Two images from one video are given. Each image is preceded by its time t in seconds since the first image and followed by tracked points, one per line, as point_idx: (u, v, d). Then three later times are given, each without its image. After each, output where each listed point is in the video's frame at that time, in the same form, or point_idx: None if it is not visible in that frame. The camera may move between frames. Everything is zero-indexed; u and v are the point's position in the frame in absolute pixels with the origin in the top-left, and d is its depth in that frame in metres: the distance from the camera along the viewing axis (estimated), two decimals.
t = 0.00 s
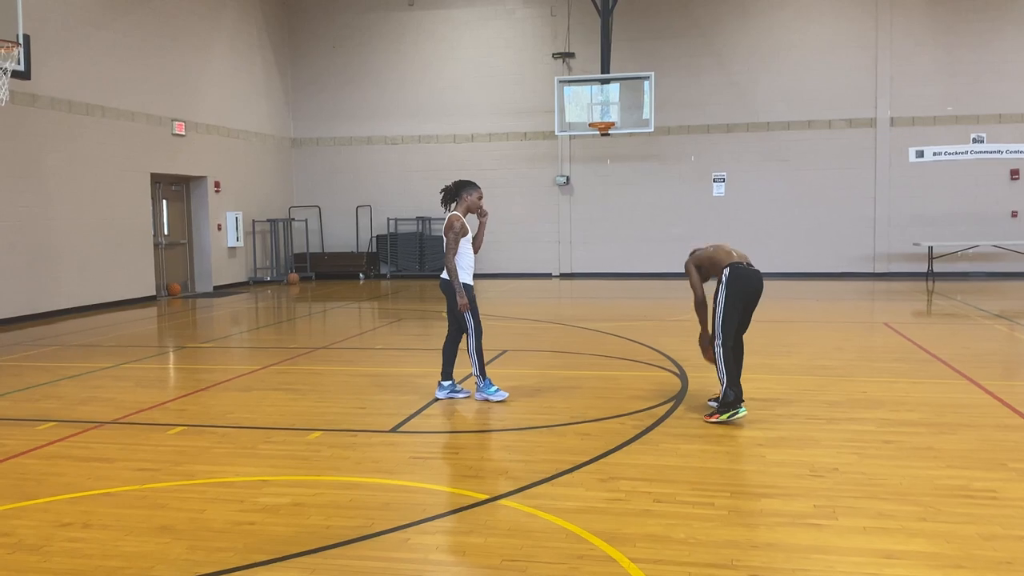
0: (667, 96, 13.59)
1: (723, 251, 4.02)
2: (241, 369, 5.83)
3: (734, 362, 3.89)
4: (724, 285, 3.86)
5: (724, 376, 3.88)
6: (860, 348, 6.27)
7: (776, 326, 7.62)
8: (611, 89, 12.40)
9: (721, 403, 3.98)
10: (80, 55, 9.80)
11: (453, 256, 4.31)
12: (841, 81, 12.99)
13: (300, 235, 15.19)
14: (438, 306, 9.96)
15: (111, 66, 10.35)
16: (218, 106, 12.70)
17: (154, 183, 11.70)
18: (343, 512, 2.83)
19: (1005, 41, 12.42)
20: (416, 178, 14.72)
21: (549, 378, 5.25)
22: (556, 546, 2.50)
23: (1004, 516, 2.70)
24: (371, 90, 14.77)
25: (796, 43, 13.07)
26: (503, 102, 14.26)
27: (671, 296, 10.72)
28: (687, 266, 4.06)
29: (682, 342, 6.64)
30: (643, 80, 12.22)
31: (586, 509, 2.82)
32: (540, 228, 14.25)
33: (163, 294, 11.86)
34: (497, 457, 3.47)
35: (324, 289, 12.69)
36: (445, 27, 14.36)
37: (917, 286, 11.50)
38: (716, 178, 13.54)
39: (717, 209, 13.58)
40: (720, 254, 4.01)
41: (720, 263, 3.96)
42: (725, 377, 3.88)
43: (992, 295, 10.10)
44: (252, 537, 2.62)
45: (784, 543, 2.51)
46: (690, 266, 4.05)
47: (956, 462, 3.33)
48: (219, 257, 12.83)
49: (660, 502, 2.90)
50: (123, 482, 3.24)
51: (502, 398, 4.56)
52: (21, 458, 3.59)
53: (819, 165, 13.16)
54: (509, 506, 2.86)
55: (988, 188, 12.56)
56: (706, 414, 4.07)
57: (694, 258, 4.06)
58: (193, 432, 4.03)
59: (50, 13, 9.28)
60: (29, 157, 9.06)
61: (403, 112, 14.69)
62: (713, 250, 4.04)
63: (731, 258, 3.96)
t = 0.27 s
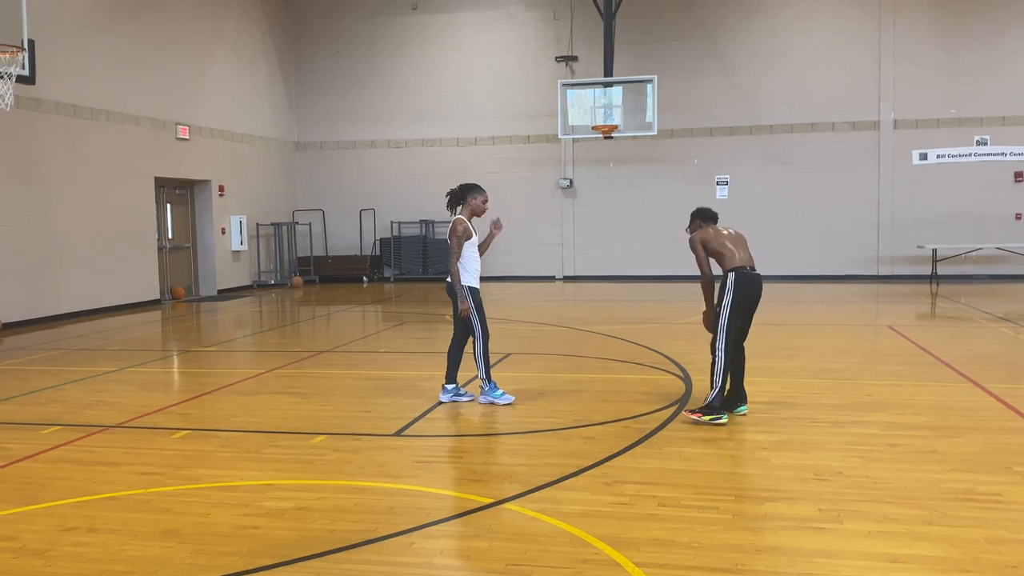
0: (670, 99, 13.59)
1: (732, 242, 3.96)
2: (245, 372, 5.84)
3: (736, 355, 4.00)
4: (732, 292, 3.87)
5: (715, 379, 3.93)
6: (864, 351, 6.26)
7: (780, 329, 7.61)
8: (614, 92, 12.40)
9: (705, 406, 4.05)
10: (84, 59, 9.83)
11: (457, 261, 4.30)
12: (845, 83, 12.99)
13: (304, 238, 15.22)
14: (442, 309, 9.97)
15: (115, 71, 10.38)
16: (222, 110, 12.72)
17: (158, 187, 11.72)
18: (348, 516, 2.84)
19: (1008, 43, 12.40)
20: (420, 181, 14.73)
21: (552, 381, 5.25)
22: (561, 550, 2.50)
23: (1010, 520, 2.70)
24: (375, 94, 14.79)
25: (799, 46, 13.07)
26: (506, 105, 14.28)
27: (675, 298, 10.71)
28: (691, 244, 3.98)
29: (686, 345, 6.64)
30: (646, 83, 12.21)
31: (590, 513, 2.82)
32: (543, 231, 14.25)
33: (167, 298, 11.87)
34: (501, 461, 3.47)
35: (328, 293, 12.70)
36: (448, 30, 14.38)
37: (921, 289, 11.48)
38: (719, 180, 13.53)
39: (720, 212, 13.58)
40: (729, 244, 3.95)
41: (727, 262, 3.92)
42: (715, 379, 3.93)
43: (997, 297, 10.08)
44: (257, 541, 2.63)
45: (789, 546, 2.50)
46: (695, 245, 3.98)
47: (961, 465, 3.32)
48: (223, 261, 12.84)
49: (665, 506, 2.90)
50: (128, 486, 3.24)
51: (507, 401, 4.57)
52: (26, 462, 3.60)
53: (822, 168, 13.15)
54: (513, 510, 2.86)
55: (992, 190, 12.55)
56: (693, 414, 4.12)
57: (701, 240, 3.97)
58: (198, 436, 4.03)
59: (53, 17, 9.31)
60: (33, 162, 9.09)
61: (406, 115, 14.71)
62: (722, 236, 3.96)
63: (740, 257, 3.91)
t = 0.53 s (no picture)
0: (673, 103, 13.60)
1: (737, 242, 3.91)
2: (249, 375, 5.84)
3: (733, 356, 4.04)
4: (733, 299, 3.87)
5: (718, 384, 3.93)
6: (868, 354, 6.25)
7: (783, 332, 7.61)
8: (616, 95, 12.40)
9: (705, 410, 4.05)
10: (87, 63, 9.85)
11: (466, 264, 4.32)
12: (848, 86, 12.99)
13: (307, 241, 15.23)
14: (445, 312, 9.97)
15: (118, 74, 10.40)
16: (225, 114, 12.74)
17: (162, 190, 11.74)
18: (350, 520, 2.84)
19: (1011, 45, 12.40)
20: (423, 184, 14.73)
21: (556, 384, 5.25)
22: (564, 553, 2.50)
23: (1015, 523, 2.69)
24: (378, 97, 14.81)
25: (802, 50, 13.07)
26: (509, 109, 14.29)
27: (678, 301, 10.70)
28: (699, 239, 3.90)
29: (689, 348, 6.64)
30: (648, 86, 12.21)
31: (594, 517, 2.81)
32: (547, 234, 14.25)
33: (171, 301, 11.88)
34: (504, 464, 3.47)
35: (332, 296, 12.71)
36: (451, 34, 14.40)
37: (925, 292, 11.46)
38: (722, 183, 13.53)
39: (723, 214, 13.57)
40: (735, 244, 3.90)
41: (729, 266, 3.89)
42: (718, 385, 3.93)
43: (1001, 300, 10.06)
44: (259, 545, 2.63)
45: (792, 550, 2.50)
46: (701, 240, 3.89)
47: (965, 468, 3.32)
48: (226, 264, 12.85)
49: (669, 509, 2.89)
50: (131, 490, 3.25)
51: (511, 405, 4.57)
52: (29, 466, 3.60)
53: (825, 170, 13.15)
54: (517, 514, 2.85)
55: (995, 192, 12.54)
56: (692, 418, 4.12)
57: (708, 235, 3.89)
58: (201, 439, 4.03)
59: (57, 21, 9.34)
60: (37, 166, 9.11)
61: (410, 118, 14.72)
62: (729, 235, 3.90)
63: (741, 261, 3.90)
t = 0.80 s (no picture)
0: (675, 104, 13.60)
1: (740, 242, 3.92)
2: (251, 378, 5.85)
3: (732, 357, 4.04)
4: (732, 302, 3.87)
5: (720, 387, 3.95)
6: (871, 356, 6.24)
7: (786, 334, 7.61)
8: (618, 97, 12.38)
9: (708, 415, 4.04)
10: (90, 65, 9.86)
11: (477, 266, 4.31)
12: (850, 88, 12.98)
13: (310, 244, 15.24)
14: (447, 314, 9.97)
15: (121, 77, 10.42)
16: (228, 116, 12.76)
17: (164, 193, 11.76)
18: (353, 523, 2.83)
19: (1014, 46, 12.38)
20: (425, 186, 14.74)
21: (558, 387, 5.25)
22: (567, 556, 2.50)
23: (1018, 525, 2.68)
24: (380, 99, 14.82)
25: (804, 51, 13.07)
26: (511, 111, 14.29)
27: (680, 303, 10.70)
28: (707, 232, 3.87)
29: (691, 350, 6.64)
30: (650, 87, 12.21)
31: (596, 519, 2.81)
32: (549, 236, 14.26)
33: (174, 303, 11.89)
34: (506, 466, 3.47)
35: (334, 298, 12.72)
36: (453, 36, 14.41)
37: (928, 293, 11.44)
38: (724, 185, 13.52)
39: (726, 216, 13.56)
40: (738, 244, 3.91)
41: (731, 267, 3.89)
42: (720, 388, 3.95)
43: (1004, 301, 10.05)
44: (262, 547, 2.63)
45: (795, 552, 2.50)
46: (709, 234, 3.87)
47: (968, 470, 3.31)
48: (229, 266, 12.86)
49: (671, 511, 2.89)
50: (134, 492, 3.25)
51: (515, 407, 4.57)
52: (32, 468, 3.60)
53: (827, 172, 13.14)
54: (519, 516, 2.85)
55: (998, 193, 12.52)
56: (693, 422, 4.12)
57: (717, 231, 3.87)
58: (204, 441, 4.04)
59: (60, 24, 9.36)
60: (40, 168, 9.13)
61: (412, 121, 14.73)
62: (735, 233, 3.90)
63: (740, 263, 3.90)
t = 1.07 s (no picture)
0: (677, 106, 13.60)
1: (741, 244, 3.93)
2: (253, 380, 5.85)
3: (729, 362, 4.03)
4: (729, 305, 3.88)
5: (719, 392, 3.95)
6: (873, 358, 6.23)
7: (788, 335, 7.61)
8: (620, 99, 12.37)
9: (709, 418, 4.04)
10: (93, 67, 9.88)
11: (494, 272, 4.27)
12: (852, 90, 12.98)
13: (312, 246, 15.25)
14: (449, 316, 9.97)
15: (124, 79, 10.43)
16: (230, 119, 12.77)
17: (166, 195, 11.77)
18: (354, 525, 2.83)
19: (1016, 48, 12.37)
20: (427, 188, 14.74)
21: (559, 389, 5.24)
22: (569, 558, 2.50)
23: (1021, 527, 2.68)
24: (382, 102, 14.83)
25: (806, 54, 13.06)
26: (513, 113, 14.30)
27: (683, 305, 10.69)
28: (713, 232, 3.86)
29: (692, 352, 6.63)
30: (652, 89, 12.21)
31: (598, 521, 2.81)
32: (550, 238, 14.26)
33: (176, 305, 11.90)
34: (507, 468, 3.46)
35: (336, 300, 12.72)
36: (455, 38, 14.42)
37: (930, 295, 11.43)
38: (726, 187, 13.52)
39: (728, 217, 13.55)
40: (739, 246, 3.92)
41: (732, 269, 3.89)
42: (719, 393, 3.95)
43: (1006, 303, 10.04)
44: (263, 549, 2.63)
45: (798, 554, 2.49)
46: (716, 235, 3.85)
47: (971, 472, 3.30)
48: (231, 268, 12.87)
49: (673, 513, 2.89)
50: (136, 494, 3.25)
51: (540, 415, 4.44)
52: (34, 470, 3.60)
53: (829, 174, 13.13)
54: (521, 518, 2.85)
55: (1000, 195, 12.51)
56: (694, 424, 4.12)
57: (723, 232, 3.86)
58: (205, 444, 4.04)
59: (63, 26, 9.37)
60: (42, 171, 9.14)
61: (414, 123, 14.73)
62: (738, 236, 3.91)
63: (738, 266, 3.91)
